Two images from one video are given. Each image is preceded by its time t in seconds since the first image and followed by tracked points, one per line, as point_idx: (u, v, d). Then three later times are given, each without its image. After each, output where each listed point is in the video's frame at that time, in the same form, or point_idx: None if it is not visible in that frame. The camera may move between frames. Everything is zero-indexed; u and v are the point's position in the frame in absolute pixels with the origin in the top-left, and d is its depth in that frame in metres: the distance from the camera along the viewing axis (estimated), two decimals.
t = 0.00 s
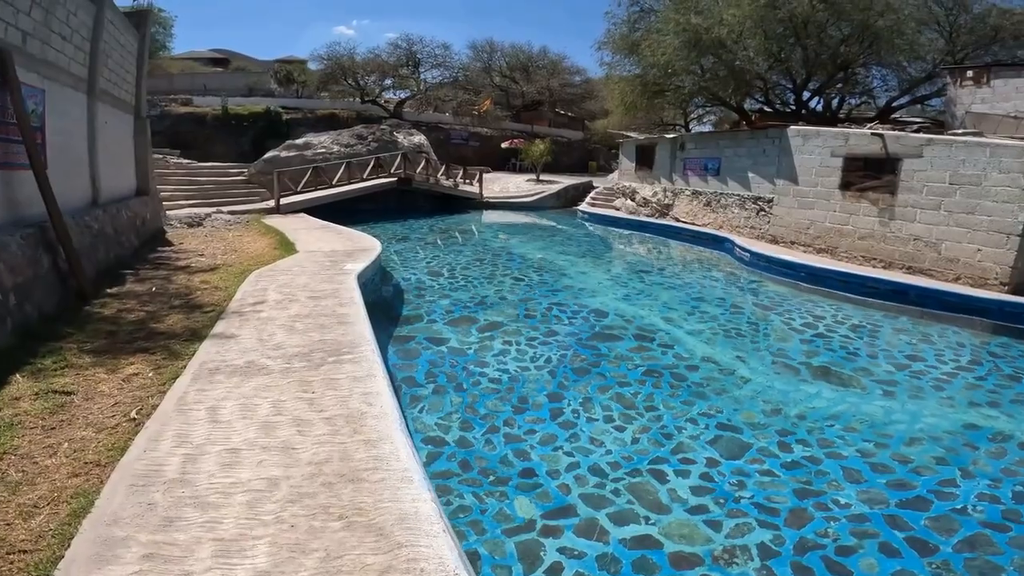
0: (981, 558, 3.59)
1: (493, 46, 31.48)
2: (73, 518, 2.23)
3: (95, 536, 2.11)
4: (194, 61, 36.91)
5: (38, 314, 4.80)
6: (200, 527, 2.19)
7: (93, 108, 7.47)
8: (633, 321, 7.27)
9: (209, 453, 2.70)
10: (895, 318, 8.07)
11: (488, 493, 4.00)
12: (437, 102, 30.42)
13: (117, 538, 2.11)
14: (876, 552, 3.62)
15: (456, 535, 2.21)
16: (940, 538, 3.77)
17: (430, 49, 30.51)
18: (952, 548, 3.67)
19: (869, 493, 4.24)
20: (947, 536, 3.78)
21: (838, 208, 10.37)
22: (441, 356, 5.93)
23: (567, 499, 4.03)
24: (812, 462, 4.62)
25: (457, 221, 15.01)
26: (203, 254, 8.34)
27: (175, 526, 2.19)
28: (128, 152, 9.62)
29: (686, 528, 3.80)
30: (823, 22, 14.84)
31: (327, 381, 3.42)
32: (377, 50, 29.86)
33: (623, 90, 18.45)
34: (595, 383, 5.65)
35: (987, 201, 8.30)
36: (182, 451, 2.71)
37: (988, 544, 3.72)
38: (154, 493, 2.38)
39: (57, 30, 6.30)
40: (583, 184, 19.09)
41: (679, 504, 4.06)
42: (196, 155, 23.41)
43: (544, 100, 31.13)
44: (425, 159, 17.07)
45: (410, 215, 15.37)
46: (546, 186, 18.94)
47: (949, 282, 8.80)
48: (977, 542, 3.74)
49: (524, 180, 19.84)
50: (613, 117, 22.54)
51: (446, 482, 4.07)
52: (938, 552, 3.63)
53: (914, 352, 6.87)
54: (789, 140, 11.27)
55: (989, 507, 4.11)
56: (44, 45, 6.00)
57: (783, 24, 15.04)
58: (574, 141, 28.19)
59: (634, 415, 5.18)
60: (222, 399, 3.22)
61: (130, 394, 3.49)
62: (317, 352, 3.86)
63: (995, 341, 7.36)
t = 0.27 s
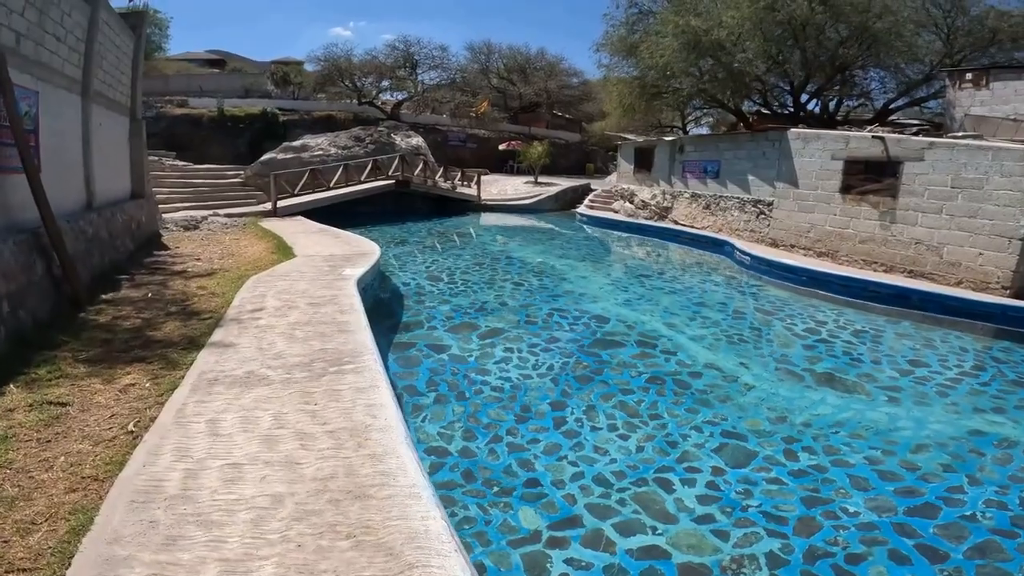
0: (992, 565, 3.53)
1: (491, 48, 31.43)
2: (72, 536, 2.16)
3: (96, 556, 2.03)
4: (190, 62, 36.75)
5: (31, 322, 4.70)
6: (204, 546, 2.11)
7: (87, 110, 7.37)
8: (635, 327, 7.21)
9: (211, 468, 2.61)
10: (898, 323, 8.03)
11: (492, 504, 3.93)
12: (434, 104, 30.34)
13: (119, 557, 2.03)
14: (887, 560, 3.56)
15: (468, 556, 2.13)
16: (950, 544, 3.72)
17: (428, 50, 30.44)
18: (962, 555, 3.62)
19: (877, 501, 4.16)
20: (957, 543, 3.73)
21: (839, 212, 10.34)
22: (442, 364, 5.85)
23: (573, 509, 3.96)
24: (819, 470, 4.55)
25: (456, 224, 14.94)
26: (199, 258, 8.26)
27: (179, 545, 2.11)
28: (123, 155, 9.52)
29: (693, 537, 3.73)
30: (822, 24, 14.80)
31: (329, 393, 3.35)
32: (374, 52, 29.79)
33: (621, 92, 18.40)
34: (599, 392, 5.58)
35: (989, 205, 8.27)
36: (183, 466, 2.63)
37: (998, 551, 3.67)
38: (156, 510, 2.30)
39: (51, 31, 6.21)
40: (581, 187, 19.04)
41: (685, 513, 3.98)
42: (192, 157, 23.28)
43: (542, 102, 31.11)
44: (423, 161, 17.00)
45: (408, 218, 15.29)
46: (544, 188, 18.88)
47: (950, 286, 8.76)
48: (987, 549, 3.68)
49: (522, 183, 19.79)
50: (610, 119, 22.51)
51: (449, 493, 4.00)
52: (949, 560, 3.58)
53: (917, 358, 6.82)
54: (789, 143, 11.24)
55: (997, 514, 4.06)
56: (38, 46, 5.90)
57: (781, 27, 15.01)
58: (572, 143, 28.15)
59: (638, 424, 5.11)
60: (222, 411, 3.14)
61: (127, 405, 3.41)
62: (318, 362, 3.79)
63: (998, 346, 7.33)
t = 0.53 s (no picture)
0: (1010, 569, 3.49)
1: (487, 50, 31.38)
2: (80, 556, 2.07)
3: None
4: (183, 64, 36.53)
5: (27, 330, 4.58)
6: (219, 568, 2.03)
7: (81, 112, 7.25)
8: (638, 333, 7.15)
9: (221, 484, 2.53)
10: (900, 327, 8.00)
11: (501, 515, 3.85)
12: (430, 106, 30.26)
13: None
14: (904, 565, 3.51)
15: None
16: (967, 549, 3.67)
17: (424, 53, 30.36)
18: (979, 559, 3.57)
19: (891, 506, 4.10)
20: (973, 547, 3.68)
21: (839, 215, 10.32)
22: (445, 372, 5.77)
23: (584, 519, 3.88)
24: (830, 475, 4.48)
25: (453, 227, 14.86)
26: (196, 263, 8.15)
27: (193, 567, 2.03)
28: (118, 158, 9.39)
29: (707, 546, 3.66)
30: (819, 26, 14.80)
31: (336, 405, 3.26)
32: (370, 54, 29.69)
33: (618, 95, 18.37)
34: (605, 399, 5.50)
35: (990, 208, 8.25)
36: (191, 482, 2.54)
37: (1015, 554, 3.63)
38: (166, 530, 2.21)
39: (45, 31, 6.09)
40: (578, 190, 19.00)
41: (697, 521, 3.91)
42: (186, 159, 23.12)
43: (538, 104, 31.10)
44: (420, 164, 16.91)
45: (405, 221, 15.20)
46: (541, 191, 18.83)
47: (952, 289, 8.74)
48: (1004, 553, 3.64)
49: (519, 186, 19.74)
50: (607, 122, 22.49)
51: (457, 504, 3.92)
52: (966, 565, 3.53)
53: (923, 362, 6.77)
54: (789, 145, 11.22)
55: (1011, 518, 4.01)
56: (32, 47, 5.79)
57: (779, 29, 15.01)
58: (568, 146, 28.13)
59: (646, 431, 5.04)
60: (228, 424, 3.06)
61: (129, 417, 3.31)
62: (323, 373, 3.70)
63: (1001, 350, 7.30)
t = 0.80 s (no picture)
0: None
1: (478, 55, 31.38)
2: None
3: None
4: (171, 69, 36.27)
5: (19, 344, 4.44)
6: None
7: (71, 116, 7.11)
8: (641, 340, 7.10)
9: (236, 506, 2.44)
10: (899, 331, 8.02)
11: (514, 529, 3.77)
12: (422, 111, 30.19)
13: None
14: (926, 569, 3.50)
15: None
16: (987, 550, 3.67)
17: (415, 57, 30.30)
18: (1000, 561, 3.56)
19: (906, 510, 4.10)
20: (992, 549, 3.69)
21: (835, 218, 10.34)
22: (449, 383, 5.69)
23: (597, 530, 3.82)
24: (843, 481, 4.47)
25: (448, 233, 14.79)
26: (189, 272, 8.01)
27: None
28: (107, 164, 9.23)
29: (725, 553, 3.61)
30: (810, 29, 14.85)
31: (346, 421, 3.18)
32: (361, 59, 29.61)
33: (611, 99, 18.36)
34: (611, 408, 5.45)
35: (986, 211, 8.29)
36: (205, 505, 2.45)
37: None
38: (183, 556, 2.12)
39: (34, 34, 5.96)
40: (571, 194, 18.99)
41: (713, 529, 3.86)
42: (175, 165, 22.89)
43: (530, 109, 31.13)
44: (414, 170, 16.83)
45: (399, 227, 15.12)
46: (535, 196, 18.80)
47: (949, 292, 8.77)
48: None
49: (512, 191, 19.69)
50: (599, 126, 22.53)
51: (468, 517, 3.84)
52: (987, 567, 3.52)
53: (925, 366, 6.77)
54: (784, 149, 11.25)
55: None
56: (21, 50, 5.65)
57: (770, 33, 15.07)
58: (560, 150, 28.16)
59: (655, 439, 4.99)
60: (237, 443, 2.96)
61: (133, 435, 3.20)
62: (331, 387, 3.62)
63: (1001, 352, 7.32)
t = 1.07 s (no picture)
0: None
1: (470, 59, 31.37)
2: None
3: None
4: (160, 74, 36.00)
5: (8, 357, 4.32)
6: None
7: (59, 122, 6.98)
8: (641, 346, 7.07)
9: (244, 527, 2.37)
10: (897, 333, 8.04)
11: (523, 540, 3.71)
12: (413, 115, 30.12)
13: None
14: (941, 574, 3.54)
15: None
16: (1000, 553, 3.72)
17: (407, 61, 30.25)
18: (1013, 564, 3.62)
19: (917, 514, 4.14)
20: (1006, 551, 3.73)
21: (830, 221, 10.37)
22: (450, 393, 5.62)
23: (607, 540, 3.77)
24: (852, 486, 4.50)
25: (442, 238, 14.73)
26: (181, 280, 7.89)
27: None
28: (95, 170, 9.09)
29: (738, 561, 3.59)
30: (801, 32, 14.93)
31: (352, 436, 3.11)
32: (352, 64, 29.52)
33: (603, 103, 18.36)
34: (615, 416, 5.41)
35: (981, 213, 8.34)
36: (210, 526, 2.38)
37: None
38: None
39: (21, 38, 5.84)
40: (564, 198, 18.98)
41: (724, 537, 3.84)
42: (163, 171, 22.68)
43: (521, 112, 31.13)
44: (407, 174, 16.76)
45: (393, 233, 15.03)
46: (528, 200, 18.78)
47: (945, 294, 8.80)
48: None
49: (506, 195, 19.66)
50: (591, 130, 22.55)
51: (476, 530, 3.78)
52: (1001, 570, 3.57)
53: (926, 369, 6.78)
54: (778, 153, 11.28)
55: None
56: (8, 55, 5.54)
57: (761, 36, 15.13)
58: (552, 154, 28.18)
59: (661, 447, 4.96)
60: (241, 461, 2.89)
61: (131, 451, 3.11)
62: (334, 401, 3.54)
63: (999, 354, 7.35)
